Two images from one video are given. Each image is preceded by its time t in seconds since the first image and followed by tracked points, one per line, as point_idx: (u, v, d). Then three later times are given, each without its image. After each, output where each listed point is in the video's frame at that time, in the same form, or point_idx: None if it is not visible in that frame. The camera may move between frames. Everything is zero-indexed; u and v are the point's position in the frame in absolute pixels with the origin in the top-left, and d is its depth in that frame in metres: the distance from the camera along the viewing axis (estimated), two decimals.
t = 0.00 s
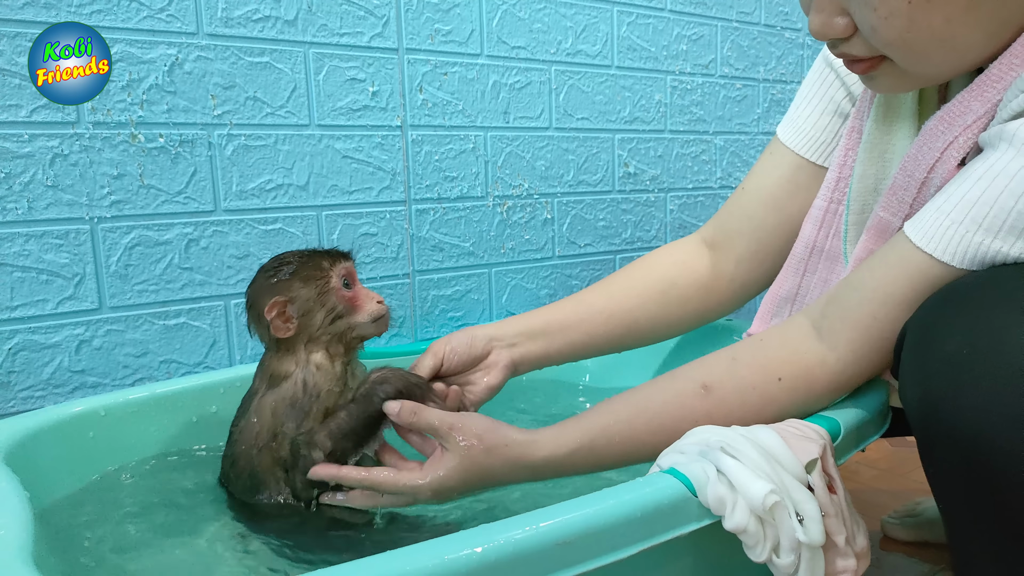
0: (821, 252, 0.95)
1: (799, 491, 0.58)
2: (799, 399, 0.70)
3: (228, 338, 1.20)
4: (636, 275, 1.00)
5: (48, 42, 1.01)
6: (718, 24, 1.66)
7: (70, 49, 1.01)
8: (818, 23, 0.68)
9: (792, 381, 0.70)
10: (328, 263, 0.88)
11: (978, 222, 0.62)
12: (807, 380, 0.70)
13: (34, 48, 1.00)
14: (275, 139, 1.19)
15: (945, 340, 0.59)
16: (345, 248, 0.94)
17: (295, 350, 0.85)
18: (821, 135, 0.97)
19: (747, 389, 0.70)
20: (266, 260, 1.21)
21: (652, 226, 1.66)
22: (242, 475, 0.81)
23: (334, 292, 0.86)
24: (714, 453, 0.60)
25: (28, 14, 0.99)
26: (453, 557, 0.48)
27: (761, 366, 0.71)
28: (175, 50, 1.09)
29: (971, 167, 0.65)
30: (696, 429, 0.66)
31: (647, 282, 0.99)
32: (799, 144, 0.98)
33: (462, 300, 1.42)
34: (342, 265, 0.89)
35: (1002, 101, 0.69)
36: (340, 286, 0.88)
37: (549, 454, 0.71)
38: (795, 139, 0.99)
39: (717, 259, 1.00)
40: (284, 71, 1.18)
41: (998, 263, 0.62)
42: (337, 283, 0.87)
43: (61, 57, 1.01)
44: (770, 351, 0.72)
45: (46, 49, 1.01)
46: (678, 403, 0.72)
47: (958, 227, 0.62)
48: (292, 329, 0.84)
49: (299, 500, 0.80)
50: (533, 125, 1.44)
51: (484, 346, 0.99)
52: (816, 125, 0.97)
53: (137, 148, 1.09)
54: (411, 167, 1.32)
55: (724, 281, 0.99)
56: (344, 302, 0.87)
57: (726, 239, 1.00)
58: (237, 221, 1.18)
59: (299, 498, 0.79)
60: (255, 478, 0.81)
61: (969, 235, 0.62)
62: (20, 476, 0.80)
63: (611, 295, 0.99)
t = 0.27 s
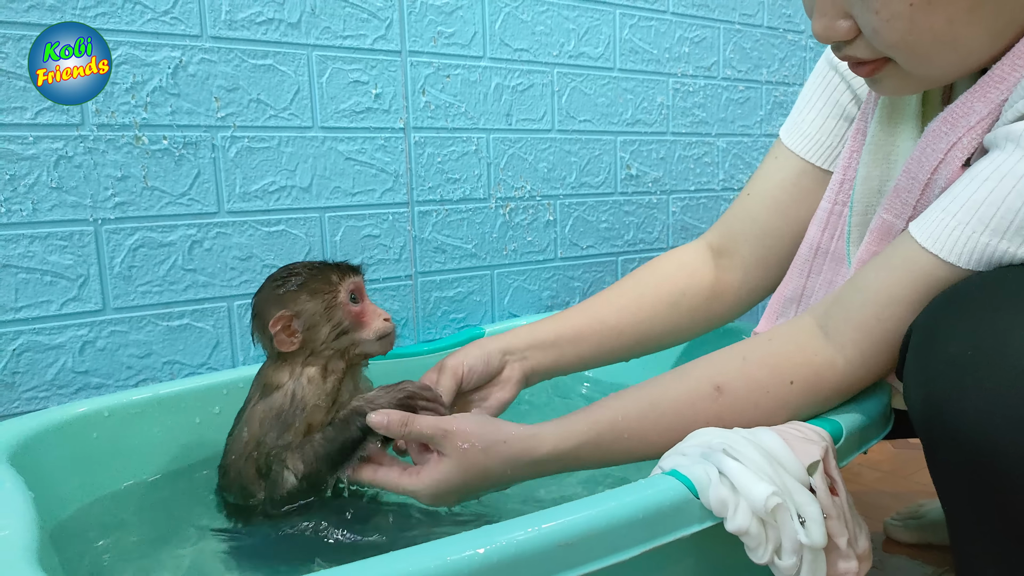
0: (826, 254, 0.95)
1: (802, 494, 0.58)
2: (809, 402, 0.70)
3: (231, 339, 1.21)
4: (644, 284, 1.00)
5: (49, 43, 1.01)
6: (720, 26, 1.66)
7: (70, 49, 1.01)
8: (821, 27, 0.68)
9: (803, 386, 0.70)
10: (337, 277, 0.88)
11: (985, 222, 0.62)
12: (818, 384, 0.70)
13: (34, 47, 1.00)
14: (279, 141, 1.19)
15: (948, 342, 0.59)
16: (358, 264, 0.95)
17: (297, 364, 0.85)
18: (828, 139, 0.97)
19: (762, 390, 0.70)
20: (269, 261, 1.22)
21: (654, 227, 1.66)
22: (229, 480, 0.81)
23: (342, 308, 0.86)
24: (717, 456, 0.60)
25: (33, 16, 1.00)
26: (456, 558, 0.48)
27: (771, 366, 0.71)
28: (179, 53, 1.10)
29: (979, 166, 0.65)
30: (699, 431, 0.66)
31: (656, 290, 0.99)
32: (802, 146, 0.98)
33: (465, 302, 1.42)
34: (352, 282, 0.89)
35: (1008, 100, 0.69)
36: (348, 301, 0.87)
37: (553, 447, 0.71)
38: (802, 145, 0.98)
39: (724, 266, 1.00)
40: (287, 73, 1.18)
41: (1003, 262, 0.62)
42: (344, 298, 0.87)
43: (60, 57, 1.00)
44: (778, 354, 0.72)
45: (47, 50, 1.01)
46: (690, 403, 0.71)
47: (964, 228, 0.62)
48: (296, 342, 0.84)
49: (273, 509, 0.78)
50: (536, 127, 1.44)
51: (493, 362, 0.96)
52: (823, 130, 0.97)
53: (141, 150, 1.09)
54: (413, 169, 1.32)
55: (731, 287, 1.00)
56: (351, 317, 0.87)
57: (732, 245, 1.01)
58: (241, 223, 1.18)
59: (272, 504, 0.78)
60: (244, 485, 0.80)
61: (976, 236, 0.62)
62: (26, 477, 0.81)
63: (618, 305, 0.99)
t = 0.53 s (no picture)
0: (830, 253, 0.95)
1: (803, 492, 0.58)
2: (823, 389, 0.72)
3: (235, 335, 1.21)
4: (644, 268, 1.00)
5: (49, 42, 1.01)
6: (724, 25, 1.66)
7: (70, 49, 1.01)
8: (829, 25, 0.68)
9: (818, 371, 0.71)
10: (322, 280, 0.85)
11: (998, 219, 0.62)
12: (832, 371, 0.72)
13: (35, 47, 1.00)
14: (283, 138, 1.20)
15: (965, 338, 0.59)
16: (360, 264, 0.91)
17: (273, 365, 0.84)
18: (826, 136, 0.97)
19: (775, 373, 0.72)
20: (273, 258, 1.22)
21: (657, 226, 1.66)
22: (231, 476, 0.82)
23: (319, 313, 0.84)
24: (719, 454, 0.60)
25: (39, 12, 1.00)
26: (458, 553, 0.49)
27: (789, 352, 0.73)
28: (184, 49, 1.10)
29: (993, 163, 0.65)
30: (703, 429, 0.67)
31: (654, 277, 0.99)
32: (804, 144, 0.98)
33: (467, 300, 1.42)
34: (338, 285, 0.86)
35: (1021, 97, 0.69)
36: (328, 306, 0.84)
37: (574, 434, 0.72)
38: (797, 139, 0.99)
39: (721, 257, 1.00)
40: (292, 70, 1.18)
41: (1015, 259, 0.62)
42: (326, 303, 0.84)
43: (62, 56, 1.01)
44: (795, 342, 0.73)
45: (48, 49, 1.01)
46: (705, 385, 0.72)
47: (976, 224, 0.63)
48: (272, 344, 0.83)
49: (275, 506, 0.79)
50: (539, 125, 1.45)
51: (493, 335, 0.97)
52: (820, 126, 0.98)
53: (145, 145, 1.09)
54: (417, 166, 1.32)
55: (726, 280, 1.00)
56: (328, 322, 0.84)
57: (730, 236, 1.01)
58: (245, 219, 1.18)
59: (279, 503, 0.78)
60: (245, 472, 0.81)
61: (989, 232, 0.63)
62: (30, 470, 0.81)
63: (617, 289, 0.99)
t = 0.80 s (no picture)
0: (841, 248, 0.96)
1: (804, 492, 0.58)
2: (823, 372, 0.71)
3: (237, 334, 1.21)
4: (660, 257, 1.00)
5: (49, 42, 1.01)
6: (727, 26, 1.66)
7: (70, 49, 1.01)
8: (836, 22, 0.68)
9: (821, 353, 0.71)
10: (314, 284, 0.86)
11: (1001, 215, 0.63)
12: (833, 354, 0.71)
13: (35, 46, 1.00)
14: (286, 137, 1.20)
15: (965, 332, 0.60)
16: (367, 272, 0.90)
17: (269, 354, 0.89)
18: (834, 132, 0.98)
19: (776, 352, 0.72)
20: (276, 256, 1.22)
21: (658, 226, 1.66)
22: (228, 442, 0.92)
23: (305, 313, 0.86)
24: (720, 453, 0.61)
25: (43, 11, 1.00)
26: (461, 552, 0.49)
27: (795, 336, 0.73)
28: (188, 48, 1.10)
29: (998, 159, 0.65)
30: (702, 429, 0.67)
31: (672, 263, 0.98)
32: (814, 140, 0.99)
33: (469, 299, 1.42)
34: (327, 292, 0.86)
35: None
36: (315, 310, 0.86)
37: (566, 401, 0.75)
38: (806, 133, 1.00)
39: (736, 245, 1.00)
40: (295, 69, 1.19)
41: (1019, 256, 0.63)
42: (313, 306, 0.86)
43: (62, 57, 1.01)
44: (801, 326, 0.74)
45: (47, 49, 1.01)
46: (706, 356, 0.73)
47: (981, 221, 0.64)
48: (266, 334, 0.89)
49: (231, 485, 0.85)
50: (541, 125, 1.45)
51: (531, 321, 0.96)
52: (829, 122, 0.98)
53: (149, 144, 1.10)
54: (419, 165, 1.33)
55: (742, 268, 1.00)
56: (309, 324, 0.87)
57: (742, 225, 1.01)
58: (248, 218, 1.19)
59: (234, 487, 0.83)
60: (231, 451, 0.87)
61: (992, 229, 0.63)
62: (34, 467, 0.82)
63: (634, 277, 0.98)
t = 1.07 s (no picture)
0: (844, 240, 0.96)
1: (805, 492, 0.58)
2: (823, 368, 0.71)
3: (238, 333, 1.21)
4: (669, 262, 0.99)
5: (49, 42, 1.01)
6: (728, 26, 1.67)
7: (70, 49, 1.01)
8: (854, 7, 0.69)
9: (820, 348, 0.71)
10: (335, 282, 0.86)
11: (1010, 208, 0.63)
12: (834, 349, 0.71)
13: (34, 47, 1.00)
14: (288, 137, 1.20)
15: (969, 324, 0.59)
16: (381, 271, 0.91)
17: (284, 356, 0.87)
18: (845, 123, 0.98)
19: (776, 347, 0.72)
20: (277, 256, 1.23)
21: (659, 227, 1.66)
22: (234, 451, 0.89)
23: (328, 312, 0.85)
24: (721, 453, 0.61)
25: (45, 10, 1.00)
26: (463, 551, 0.49)
27: (794, 332, 0.73)
28: (190, 47, 1.10)
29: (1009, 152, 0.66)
30: (703, 428, 0.67)
31: (687, 266, 0.98)
32: (822, 131, 0.99)
33: (470, 299, 1.43)
34: (349, 289, 0.86)
35: None
36: (337, 308, 0.86)
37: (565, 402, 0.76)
38: (817, 125, 1.00)
39: (746, 242, 1.00)
40: (297, 69, 1.19)
41: None
42: (335, 304, 0.86)
43: (61, 57, 1.01)
44: (801, 320, 0.74)
45: (47, 49, 1.01)
46: (706, 353, 0.74)
47: (988, 213, 0.64)
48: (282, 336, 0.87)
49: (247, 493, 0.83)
50: (543, 125, 1.45)
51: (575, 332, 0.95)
52: (841, 114, 0.98)
53: (151, 144, 1.10)
54: (420, 165, 1.33)
55: (752, 266, 1.01)
56: (332, 324, 0.86)
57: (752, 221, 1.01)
58: (249, 217, 1.19)
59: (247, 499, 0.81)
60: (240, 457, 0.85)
61: (1001, 221, 0.63)
62: (37, 465, 0.82)
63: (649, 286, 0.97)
